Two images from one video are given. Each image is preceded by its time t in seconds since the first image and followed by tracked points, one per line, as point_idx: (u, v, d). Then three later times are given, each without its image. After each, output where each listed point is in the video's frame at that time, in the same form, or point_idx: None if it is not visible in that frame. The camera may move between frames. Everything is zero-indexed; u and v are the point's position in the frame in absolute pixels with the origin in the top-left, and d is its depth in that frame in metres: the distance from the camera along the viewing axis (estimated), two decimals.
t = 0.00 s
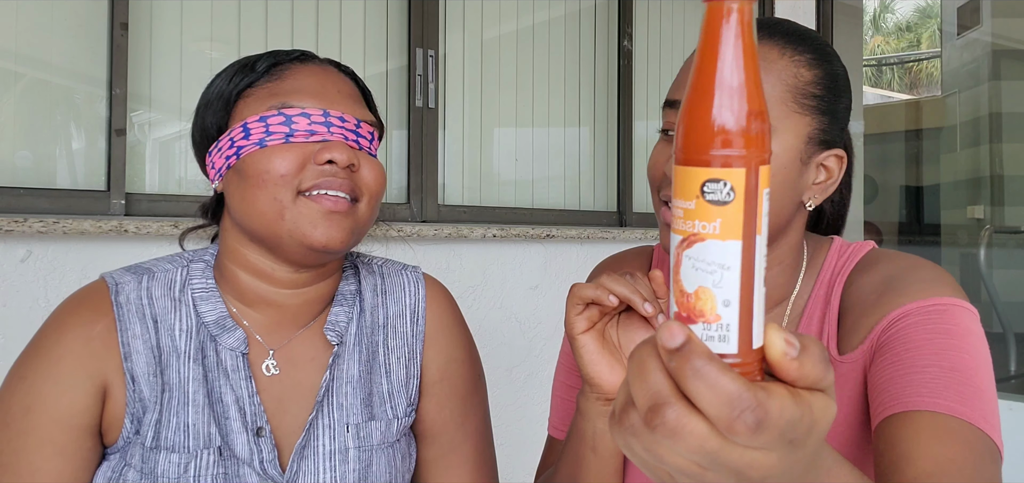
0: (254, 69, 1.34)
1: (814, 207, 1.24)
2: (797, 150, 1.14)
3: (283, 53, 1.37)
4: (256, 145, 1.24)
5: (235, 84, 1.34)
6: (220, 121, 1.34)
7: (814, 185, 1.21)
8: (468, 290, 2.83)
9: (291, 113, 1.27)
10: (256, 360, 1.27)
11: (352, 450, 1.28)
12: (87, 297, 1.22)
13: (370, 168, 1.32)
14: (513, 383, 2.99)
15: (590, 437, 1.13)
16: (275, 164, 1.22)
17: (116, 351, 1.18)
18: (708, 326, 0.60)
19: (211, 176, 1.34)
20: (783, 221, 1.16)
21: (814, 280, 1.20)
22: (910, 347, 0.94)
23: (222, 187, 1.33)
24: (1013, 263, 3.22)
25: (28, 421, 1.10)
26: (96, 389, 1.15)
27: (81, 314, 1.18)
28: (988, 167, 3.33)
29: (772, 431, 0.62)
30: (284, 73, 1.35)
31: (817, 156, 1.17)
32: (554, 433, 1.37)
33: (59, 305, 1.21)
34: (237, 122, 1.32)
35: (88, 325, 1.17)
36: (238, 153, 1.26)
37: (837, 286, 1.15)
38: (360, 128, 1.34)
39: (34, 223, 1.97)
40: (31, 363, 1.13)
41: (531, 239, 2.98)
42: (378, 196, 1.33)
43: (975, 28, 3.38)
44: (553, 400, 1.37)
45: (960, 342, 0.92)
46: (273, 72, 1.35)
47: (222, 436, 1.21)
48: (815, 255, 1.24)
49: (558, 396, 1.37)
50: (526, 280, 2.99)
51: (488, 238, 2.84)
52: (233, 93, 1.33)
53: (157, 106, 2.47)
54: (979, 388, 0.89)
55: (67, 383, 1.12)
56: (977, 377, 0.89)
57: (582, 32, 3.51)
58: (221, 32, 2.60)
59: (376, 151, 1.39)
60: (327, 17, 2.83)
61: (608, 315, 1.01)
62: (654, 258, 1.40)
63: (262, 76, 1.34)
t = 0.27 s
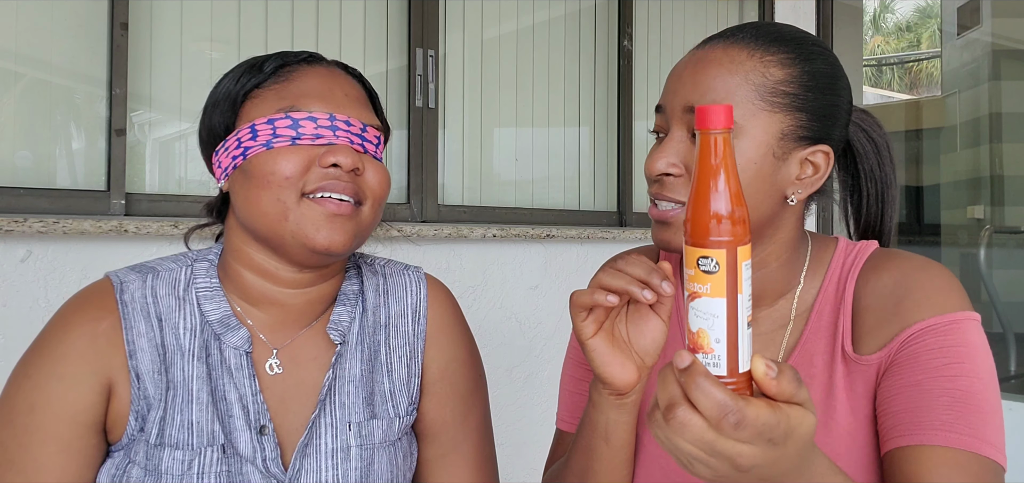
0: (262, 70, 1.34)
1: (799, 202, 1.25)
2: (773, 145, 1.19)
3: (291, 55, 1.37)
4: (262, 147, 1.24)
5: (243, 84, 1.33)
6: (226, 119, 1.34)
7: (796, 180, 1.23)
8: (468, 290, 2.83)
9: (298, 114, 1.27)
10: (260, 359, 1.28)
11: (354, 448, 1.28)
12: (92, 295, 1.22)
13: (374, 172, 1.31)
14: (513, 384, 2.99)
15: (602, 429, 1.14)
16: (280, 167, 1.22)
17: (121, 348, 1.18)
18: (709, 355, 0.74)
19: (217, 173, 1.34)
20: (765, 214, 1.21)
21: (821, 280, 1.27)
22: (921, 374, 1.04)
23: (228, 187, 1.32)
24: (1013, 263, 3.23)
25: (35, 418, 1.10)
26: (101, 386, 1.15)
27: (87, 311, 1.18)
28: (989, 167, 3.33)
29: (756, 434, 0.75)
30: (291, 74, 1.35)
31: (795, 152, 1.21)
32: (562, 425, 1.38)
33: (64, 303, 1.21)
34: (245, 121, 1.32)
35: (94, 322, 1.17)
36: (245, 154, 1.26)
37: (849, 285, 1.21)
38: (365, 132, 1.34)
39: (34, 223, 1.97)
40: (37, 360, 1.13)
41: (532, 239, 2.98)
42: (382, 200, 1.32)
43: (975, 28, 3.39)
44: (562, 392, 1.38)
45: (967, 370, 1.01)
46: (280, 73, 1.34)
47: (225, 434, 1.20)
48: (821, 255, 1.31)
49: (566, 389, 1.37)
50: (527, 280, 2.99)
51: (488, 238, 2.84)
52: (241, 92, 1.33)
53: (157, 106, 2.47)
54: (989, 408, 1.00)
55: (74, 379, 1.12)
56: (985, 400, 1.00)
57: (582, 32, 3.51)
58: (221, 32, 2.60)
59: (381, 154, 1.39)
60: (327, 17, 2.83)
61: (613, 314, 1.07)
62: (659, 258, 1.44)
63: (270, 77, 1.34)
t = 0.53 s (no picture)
0: (273, 73, 1.31)
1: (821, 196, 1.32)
2: (804, 141, 1.24)
3: (304, 57, 1.35)
4: (268, 159, 1.23)
5: (252, 84, 1.31)
6: (236, 120, 1.33)
7: (822, 175, 1.29)
8: (468, 290, 2.83)
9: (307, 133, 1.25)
10: (261, 359, 1.28)
11: (355, 448, 1.27)
12: (93, 295, 1.21)
13: (376, 188, 1.31)
14: (513, 383, 2.99)
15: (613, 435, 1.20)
16: (283, 180, 1.22)
17: (123, 348, 1.18)
18: (705, 364, 0.90)
19: (223, 171, 1.33)
20: (794, 206, 1.25)
21: (827, 281, 1.32)
22: (932, 381, 1.16)
23: (231, 186, 1.32)
24: (1012, 263, 3.24)
25: (36, 417, 1.10)
26: (103, 386, 1.15)
27: (89, 310, 1.18)
28: (989, 167, 3.34)
29: (740, 426, 0.93)
30: (302, 80, 1.33)
31: (821, 148, 1.27)
32: (568, 426, 1.39)
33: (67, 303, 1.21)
34: (253, 124, 1.31)
35: (96, 322, 1.17)
36: (250, 163, 1.25)
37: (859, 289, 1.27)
38: (372, 150, 1.32)
39: (34, 223, 1.97)
40: (40, 360, 1.13)
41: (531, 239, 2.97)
42: (383, 217, 1.32)
43: (975, 28, 3.41)
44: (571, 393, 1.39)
45: (974, 377, 1.14)
46: (291, 78, 1.32)
47: (227, 434, 1.20)
48: (826, 253, 1.36)
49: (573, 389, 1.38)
50: (526, 280, 2.99)
51: (488, 237, 2.84)
52: (250, 93, 1.32)
53: (157, 106, 2.47)
54: (990, 410, 1.13)
55: (75, 379, 1.12)
56: (988, 404, 1.13)
57: (582, 32, 3.51)
58: (221, 33, 2.60)
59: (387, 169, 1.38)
60: (327, 17, 2.83)
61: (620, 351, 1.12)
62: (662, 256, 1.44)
63: (281, 82, 1.32)
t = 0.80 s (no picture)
0: (298, 111, 1.12)
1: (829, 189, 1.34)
2: (810, 135, 1.26)
3: (332, 96, 1.14)
4: (271, 209, 1.11)
5: (272, 114, 1.13)
6: (248, 146, 1.15)
7: (828, 169, 1.31)
8: (468, 290, 2.83)
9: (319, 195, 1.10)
10: (263, 361, 1.28)
11: (356, 449, 1.28)
12: (96, 295, 1.22)
13: (382, 241, 1.17)
14: (513, 383, 2.99)
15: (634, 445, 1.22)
16: (283, 229, 1.11)
17: (127, 348, 1.18)
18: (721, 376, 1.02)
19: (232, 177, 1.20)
20: (801, 202, 1.27)
21: (835, 280, 1.35)
22: (948, 378, 1.23)
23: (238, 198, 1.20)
24: (1012, 264, 3.23)
25: (39, 417, 1.10)
26: (107, 385, 1.15)
27: (93, 310, 1.19)
28: (989, 168, 3.35)
29: (759, 436, 1.04)
30: (324, 127, 1.13)
31: (829, 143, 1.29)
32: (574, 426, 1.42)
33: (71, 302, 1.21)
34: (265, 163, 1.14)
35: (100, 321, 1.18)
36: (254, 202, 1.12)
37: (870, 292, 1.31)
38: (381, 211, 1.15)
39: (33, 223, 1.97)
40: (43, 359, 1.13)
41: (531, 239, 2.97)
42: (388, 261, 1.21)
43: (975, 28, 3.41)
44: (581, 393, 1.42)
45: (986, 376, 1.22)
46: (315, 121, 1.13)
47: (230, 434, 1.21)
48: (834, 252, 1.39)
49: (583, 387, 1.41)
50: (526, 280, 2.99)
51: (488, 237, 2.84)
52: (266, 125, 1.13)
53: (157, 106, 2.47)
54: (1003, 406, 1.21)
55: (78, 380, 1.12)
56: (999, 401, 1.21)
57: (582, 32, 3.51)
58: (221, 33, 2.60)
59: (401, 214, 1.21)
60: (327, 17, 2.83)
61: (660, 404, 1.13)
62: (668, 254, 1.45)
63: (303, 123, 1.12)
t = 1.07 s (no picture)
0: (302, 111, 1.11)
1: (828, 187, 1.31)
2: (802, 136, 1.26)
3: (337, 94, 1.14)
4: (278, 210, 1.10)
5: (274, 115, 1.11)
6: (253, 151, 1.14)
7: (827, 169, 1.30)
8: (468, 291, 2.83)
9: (327, 191, 1.10)
10: (269, 366, 1.28)
11: (365, 456, 1.28)
12: (97, 300, 1.20)
13: (390, 241, 1.17)
14: (513, 384, 2.99)
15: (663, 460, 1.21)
16: (292, 230, 1.11)
17: (130, 355, 1.17)
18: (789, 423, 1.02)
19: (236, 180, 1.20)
20: (800, 203, 1.27)
21: (853, 282, 1.35)
22: (969, 384, 1.26)
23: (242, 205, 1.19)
24: (1012, 263, 3.26)
25: (43, 422, 1.10)
26: (110, 392, 1.14)
27: (96, 316, 1.17)
28: (989, 167, 3.37)
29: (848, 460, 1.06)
30: (330, 125, 1.12)
31: (824, 142, 1.29)
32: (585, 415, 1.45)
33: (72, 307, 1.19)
34: (270, 166, 1.13)
35: (103, 328, 1.16)
36: (261, 204, 1.12)
37: (887, 296, 1.31)
38: (391, 207, 1.14)
39: (33, 223, 1.96)
40: (45, 369, 1.12)
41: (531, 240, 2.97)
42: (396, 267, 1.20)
43: (975, 28, 3.45)
44: (592, 389, 1.43)
45: (1001, 383, 1.26)
46: (319, 119, 1.12)
47: (236, 441, 1.21)
48: (849, 257, 1.39)
49: (597, 385, 1.43)
50: (527, 280, 2.99)
51: (488, 238, 2.83)
52: (270, 126, 1.12)
53: (157, 107, 2.47)
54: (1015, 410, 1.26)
55: (84, 385, 1.12)
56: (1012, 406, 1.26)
57: (582, 32, 3.51)
58: (221, 32, 2.59)
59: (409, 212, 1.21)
60: (327, 17, 2.83)
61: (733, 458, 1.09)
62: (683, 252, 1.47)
63: (308, 122, 1.11)
